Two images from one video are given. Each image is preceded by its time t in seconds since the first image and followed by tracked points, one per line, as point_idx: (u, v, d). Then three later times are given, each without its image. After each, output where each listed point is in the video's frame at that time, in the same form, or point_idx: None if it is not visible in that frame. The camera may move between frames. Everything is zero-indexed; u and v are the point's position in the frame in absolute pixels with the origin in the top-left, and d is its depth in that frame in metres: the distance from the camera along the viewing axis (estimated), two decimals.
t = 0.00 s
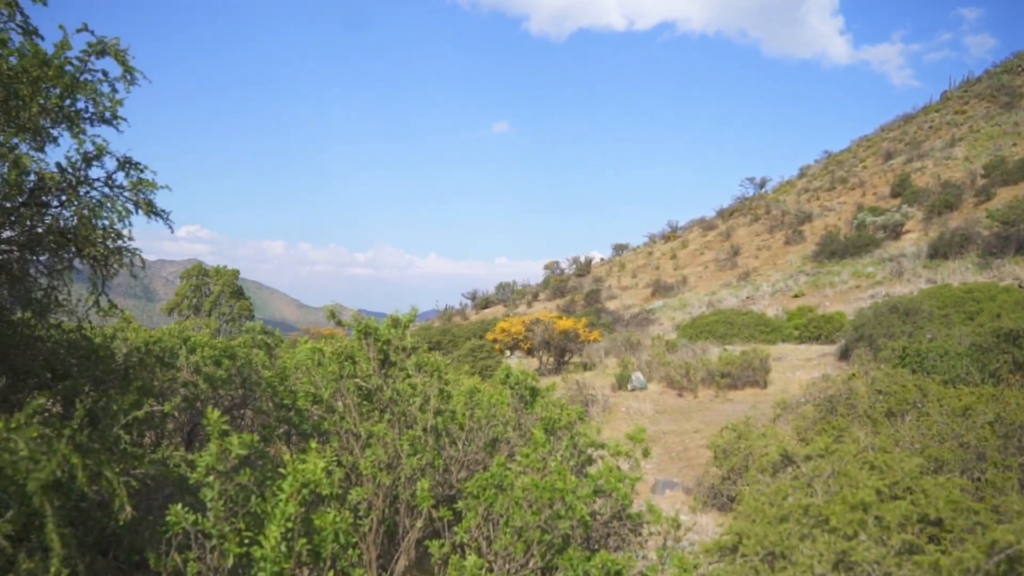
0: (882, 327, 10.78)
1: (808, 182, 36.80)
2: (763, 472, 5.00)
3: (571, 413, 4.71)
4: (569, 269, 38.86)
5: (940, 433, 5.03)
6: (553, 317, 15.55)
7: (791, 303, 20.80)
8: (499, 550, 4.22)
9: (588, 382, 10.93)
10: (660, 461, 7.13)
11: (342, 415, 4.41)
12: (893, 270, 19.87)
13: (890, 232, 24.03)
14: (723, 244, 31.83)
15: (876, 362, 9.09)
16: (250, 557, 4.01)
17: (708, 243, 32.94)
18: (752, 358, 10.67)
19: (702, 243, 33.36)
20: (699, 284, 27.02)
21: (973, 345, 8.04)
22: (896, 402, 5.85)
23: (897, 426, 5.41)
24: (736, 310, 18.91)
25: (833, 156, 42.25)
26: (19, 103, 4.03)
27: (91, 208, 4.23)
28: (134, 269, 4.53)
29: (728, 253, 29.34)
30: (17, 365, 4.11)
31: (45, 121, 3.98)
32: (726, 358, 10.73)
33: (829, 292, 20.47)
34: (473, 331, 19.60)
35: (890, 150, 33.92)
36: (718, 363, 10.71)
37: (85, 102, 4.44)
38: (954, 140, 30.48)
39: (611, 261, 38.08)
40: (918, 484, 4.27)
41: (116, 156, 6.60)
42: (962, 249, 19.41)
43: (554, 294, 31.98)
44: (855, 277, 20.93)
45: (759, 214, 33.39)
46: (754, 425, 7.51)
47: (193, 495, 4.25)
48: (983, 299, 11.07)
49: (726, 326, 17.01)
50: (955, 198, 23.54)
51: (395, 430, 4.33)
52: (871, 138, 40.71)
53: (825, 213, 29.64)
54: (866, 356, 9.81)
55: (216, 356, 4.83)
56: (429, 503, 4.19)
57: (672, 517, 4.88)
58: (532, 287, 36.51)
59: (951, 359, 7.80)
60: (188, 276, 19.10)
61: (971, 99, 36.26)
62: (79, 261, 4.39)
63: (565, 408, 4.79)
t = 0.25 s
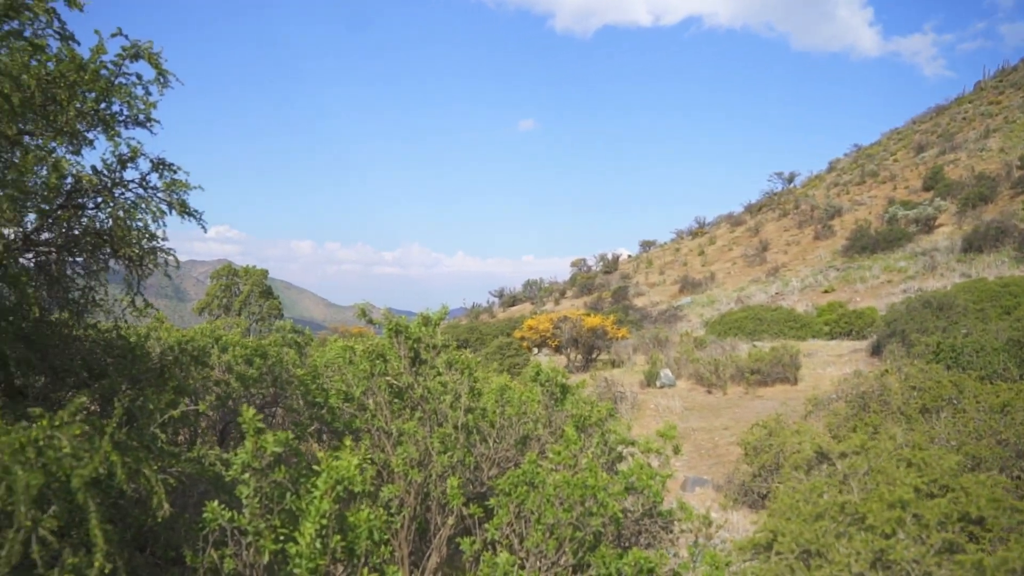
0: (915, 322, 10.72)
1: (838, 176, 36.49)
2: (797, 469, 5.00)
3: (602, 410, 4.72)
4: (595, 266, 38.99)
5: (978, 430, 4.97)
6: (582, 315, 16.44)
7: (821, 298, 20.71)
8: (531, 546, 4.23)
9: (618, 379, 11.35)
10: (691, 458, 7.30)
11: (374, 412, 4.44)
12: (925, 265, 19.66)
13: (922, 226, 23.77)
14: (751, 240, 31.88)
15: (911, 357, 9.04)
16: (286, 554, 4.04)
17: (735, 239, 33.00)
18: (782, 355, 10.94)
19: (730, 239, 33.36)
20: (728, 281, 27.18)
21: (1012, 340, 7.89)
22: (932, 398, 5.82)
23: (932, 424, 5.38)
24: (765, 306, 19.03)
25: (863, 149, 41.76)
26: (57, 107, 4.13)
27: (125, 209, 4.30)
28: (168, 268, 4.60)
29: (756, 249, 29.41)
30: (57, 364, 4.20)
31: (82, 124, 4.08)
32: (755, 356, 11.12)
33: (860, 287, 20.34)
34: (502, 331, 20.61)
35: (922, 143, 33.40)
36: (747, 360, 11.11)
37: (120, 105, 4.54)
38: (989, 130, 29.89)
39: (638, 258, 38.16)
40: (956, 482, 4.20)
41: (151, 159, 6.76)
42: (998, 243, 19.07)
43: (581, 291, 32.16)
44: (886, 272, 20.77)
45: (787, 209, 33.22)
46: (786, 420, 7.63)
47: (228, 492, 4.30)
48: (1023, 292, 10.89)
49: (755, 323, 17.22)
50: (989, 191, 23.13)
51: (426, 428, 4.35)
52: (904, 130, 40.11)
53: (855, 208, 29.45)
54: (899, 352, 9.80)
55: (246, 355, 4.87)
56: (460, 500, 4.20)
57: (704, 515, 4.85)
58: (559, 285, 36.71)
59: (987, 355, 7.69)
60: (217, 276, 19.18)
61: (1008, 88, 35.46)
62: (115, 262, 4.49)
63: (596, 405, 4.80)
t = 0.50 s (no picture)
0: (950, 320, 10.61)
1: (871, 170, 36.00)
2: (834, 469, 4.92)
3: (632, 408, 4.69)
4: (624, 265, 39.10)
5: (1018, 429, 4.91)
6: (609, 313, 16.93)
7: (853, 295, 20.50)
8: (563, 546, 4.22)
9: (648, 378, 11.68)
10: (721, 458, 7.54)
11: (405, 412, 4.46)
12: (960, 261, 19.33)
13: (957, 221, 23.40)
14: (781, 237, 31.76)
15: (947, 355, 8.90)
16: (320, 553, 4.06)
17: (764, 236, 32.93)
18: (814, 352, 11.06)
19: (759, 237, 33.24)
20: (758, 278, 27.30)
21: None
22: (970, 397, 5.76)
23: (971, 423, 5.30)
24: (795, 304, 19.03)
25: (896, 143, 41.07)
26: (93, 113, 4.25)
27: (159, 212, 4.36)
28: (201, 269, 4.66)
29: (787, 246, 29.39)
30: (95, 364, 4.28)
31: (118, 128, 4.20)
32: (787, 354, 11.18)
33: (894, 283, 20.10)
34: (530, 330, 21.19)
35: (958, 135, 32.71)
36: (777, 358, 11.27)
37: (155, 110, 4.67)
38: None
39: (667, 255, 38.18)
40: (998, 483, 4.10)
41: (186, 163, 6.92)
42: None
43: (609, 290, 32.32)
44: (920, 268, 20.50)
45: (817, 206, 32.91)
46: (819, 418, 7.70)
47: (262, 491, 4.35)
48: None
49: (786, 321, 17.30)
50: None
51: (457, 427, 4.37)
52: (939, 123, 39.31)
53: (887, 203, 29.11)
54: (935, 349, 9.72)
55: (277, 355, 4.96)
56: (492, 499, 4.20)
57: (737, 515, 4.80)
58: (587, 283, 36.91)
59: None
60: (246, 276, 19.36)
61: None
62: (149, 263, 4.59)
63: (627, 404, 4.76)
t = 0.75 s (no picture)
0: (987, 319, 10.52)
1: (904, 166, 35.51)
2: (871, 471, 5.01)
3: (664, 409, 4.66)
4: (653, 265, 39.30)
5: None
6: (639, 314, 17.35)
7: (886, 294, 20.29)
8: (596, 547, 4.22)
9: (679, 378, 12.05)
10: (753, 458, 7.72)
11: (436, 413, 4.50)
12: (997, 258, 19.01)
13: (994, 217, 23.00)
14: (811, 236, 31.59)
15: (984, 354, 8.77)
16: (354, 554, 4.09)
17: (795, 235, 32.76)
18: (846, 352, 11.25)
19: (789, 235, 33.09)
20: (789, 276, 27.32)
21: None
22: (1010, 397, 5.75)
23: (1011, 425, 5.27)
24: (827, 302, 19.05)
25: (930, 138, 40.37)
26: (130, 119, 4.38)
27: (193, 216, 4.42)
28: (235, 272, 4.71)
29: (818, 244, 29.32)
30: (131, 366, 4.35)
31: (153, 133, 4.31)
32: (819, 353, 11.41)
33: (928, 282, 19.84)
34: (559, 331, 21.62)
35: (994, 129, 32.02)
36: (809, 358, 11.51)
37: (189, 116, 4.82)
38: None
39: (696, 255, 38.21)
40: None
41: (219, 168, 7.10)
42: None
43: (637, 290, 32.57)
44: (955, 266, 20.22)
45: (848, 203, 32.61)
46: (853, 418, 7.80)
47: (295, 492, 4.39)
48: None
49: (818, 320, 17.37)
50: None
51: (489, 429, 4.38)
52: (976, 117, 38.49)
53: (920, 200, 28.75)
54: (972, 348, 9.65)
55: (309, 356, 5.23)
56: (524, 501, 4.19)
57: (770, 517, 4.75)
58: (616, 283, 37.17)
59: None
60: (277, 279, 19.72)
61: None
62: (183, 267, 4.67)
63: (659, 405, 4.73)
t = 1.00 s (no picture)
0: None
1: (942, 164, 34.88)
2: (911, 475, 4.91)
3: (698, 413, 4.61)
4: (684, 267, 39.33)
5: None
6: (670, 316, 17.60)
7: (922, 294, 19.98)
8: (631, 551, 4.19)
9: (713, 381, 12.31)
10: (788, 463, 8.05)
11: (469, 417, 4.54)
12: None
13: None
14: (845, 235, 31.26)
15: None
16: (389, 557, 4.10)
17: (828, 235, 32.46)
18: (882, 354, 11.29)
19: (822, 235, 32.78)
20: (823, 276, 27.12)
21: None
22: None
23: None
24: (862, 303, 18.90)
25: (969, 135, 39.57)
26: (167, 128, 4.44)
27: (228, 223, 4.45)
28: (268, 277, 4.71)
29: (852, 244, 29.04)
30: (168, 371, 4.40)
31: (189, 141, 4.36)
32: (854, 356, 11.52)
33: (966, 281, 19.47)
34: (590, 333, 21.93)
35: None
36: (844, 360, 11.59)
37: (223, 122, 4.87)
38: None
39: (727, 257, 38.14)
40: None
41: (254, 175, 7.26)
42: None
43: (669, 292, 32.66)
44: (994, 266, 19.85)
45: (882, 202, 32.17)
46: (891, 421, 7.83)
47: (330, 495, 4.41)
48: None
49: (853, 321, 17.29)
50: None
51: (522, 432, 4.39)
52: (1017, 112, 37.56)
53: (957, 198, 28.25)
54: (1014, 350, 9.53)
55: (342, 360, 5.35)
56: (556, 504, 4.16)
57: (806, 521, 4.67)
58: (648, 286, 37.29)
59: None
60: (309, 283, 20.13)
61: None
62: (218, 272, 4.70)
63: (692, 408, 4.69)
